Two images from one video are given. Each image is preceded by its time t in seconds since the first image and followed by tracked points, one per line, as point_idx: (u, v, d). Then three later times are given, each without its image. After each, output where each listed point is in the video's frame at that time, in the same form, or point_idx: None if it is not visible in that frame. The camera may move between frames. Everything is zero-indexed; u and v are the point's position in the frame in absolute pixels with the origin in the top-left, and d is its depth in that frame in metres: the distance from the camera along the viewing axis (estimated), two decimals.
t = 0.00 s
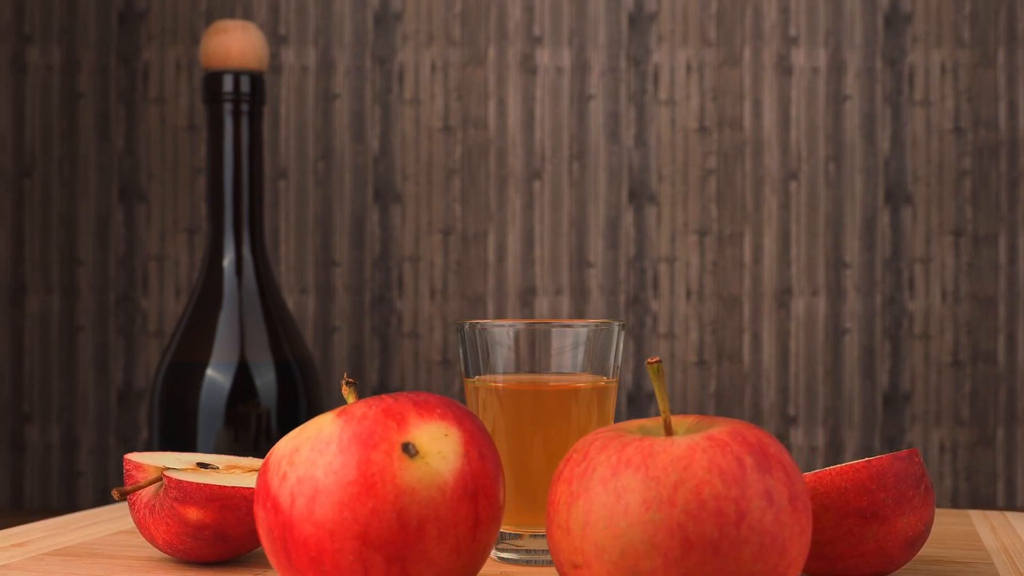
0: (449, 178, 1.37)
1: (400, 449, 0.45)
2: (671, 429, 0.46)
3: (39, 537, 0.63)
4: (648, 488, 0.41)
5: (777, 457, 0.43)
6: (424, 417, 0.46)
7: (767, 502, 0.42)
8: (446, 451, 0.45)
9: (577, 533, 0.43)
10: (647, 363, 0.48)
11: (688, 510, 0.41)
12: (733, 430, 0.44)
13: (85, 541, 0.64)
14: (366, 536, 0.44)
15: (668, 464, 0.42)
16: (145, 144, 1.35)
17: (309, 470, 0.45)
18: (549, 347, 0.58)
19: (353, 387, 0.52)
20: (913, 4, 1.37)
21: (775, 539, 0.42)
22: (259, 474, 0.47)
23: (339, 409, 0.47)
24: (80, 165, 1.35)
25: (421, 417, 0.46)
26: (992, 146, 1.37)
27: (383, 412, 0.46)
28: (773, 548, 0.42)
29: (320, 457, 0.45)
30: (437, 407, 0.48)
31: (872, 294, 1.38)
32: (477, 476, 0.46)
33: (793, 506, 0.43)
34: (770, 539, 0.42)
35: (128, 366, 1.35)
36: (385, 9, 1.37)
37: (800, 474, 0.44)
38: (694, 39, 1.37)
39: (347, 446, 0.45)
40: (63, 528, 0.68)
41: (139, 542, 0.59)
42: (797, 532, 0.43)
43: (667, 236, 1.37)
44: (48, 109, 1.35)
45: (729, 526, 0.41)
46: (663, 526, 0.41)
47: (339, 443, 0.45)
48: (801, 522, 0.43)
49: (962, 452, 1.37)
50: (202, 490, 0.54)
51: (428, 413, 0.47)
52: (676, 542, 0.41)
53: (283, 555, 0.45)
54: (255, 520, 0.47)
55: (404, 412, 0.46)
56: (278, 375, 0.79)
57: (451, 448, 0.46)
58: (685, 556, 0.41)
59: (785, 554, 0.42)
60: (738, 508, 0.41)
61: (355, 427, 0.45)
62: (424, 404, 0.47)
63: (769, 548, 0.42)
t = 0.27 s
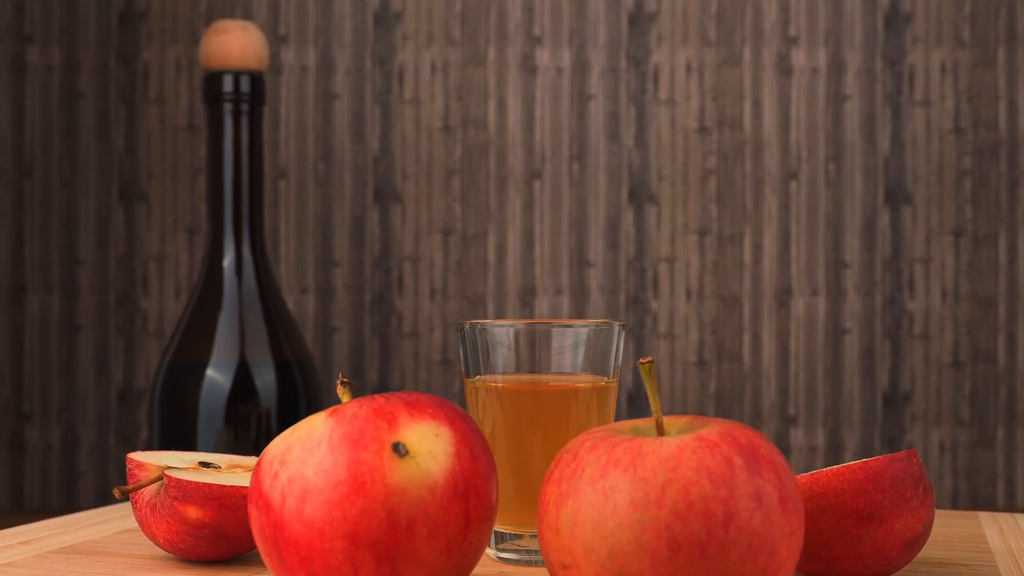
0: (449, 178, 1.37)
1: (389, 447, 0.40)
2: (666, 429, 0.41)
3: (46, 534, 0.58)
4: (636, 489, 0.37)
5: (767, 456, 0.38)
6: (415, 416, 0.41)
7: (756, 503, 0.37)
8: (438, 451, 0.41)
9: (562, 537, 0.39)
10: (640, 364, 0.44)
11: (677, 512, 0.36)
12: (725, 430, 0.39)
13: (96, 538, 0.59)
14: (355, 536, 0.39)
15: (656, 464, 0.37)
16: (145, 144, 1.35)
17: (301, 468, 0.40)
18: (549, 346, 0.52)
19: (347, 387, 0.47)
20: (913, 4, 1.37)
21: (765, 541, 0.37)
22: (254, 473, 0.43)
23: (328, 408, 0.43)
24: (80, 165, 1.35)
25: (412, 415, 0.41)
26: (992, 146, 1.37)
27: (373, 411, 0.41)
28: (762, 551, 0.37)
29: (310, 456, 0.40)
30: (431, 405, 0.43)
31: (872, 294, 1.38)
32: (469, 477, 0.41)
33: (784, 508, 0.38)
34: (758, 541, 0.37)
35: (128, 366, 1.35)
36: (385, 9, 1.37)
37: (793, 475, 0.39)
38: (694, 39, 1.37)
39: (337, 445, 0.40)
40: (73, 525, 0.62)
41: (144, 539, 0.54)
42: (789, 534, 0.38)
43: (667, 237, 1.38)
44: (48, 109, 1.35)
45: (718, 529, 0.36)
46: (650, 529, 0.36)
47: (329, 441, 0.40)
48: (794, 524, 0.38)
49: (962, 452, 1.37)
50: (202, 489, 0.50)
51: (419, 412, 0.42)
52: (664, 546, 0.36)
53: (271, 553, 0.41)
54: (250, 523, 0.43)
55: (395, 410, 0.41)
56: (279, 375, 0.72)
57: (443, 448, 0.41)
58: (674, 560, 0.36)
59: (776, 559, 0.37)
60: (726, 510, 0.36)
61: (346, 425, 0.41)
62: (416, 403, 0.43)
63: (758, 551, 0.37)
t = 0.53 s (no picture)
0: (449, 178, 1.37)
1: (379, 447, 0.40)
2: (656, 429, 0.41)
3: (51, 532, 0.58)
4: (623, 489, 0.36)
5: (757, 457, 0.38)
6: (406, 417, 0.41)
7: (745, 504, 0.36)
8: (429, 451, 0.40)
9: (550, 536, 0.38)
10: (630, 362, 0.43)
11: (664, 512, 0.36)
12: (713, 431, 0.39)
13: (102, 536, 0.58)
14: (345, 535, 0.39)
15: (644, 464, 0.37)
16: (145, 144, 1.35)
17: (292, 468, 0.40)
18: (549, 347, 0.51)
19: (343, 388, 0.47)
20: (913, 4, 1.37)
21: (754, 542, 0.37)
22: (247, 472, 0.43)
23: (321, 409, 0.42)
24: (80, 165, 1.35)
25: (402, 415, 0.41)
26: (992, 146, 1.37)
27: (365, 411, 0.41)
28: (751, 552, 0.37)
29: (300, 456, 0.40)
30: (423, 406, 0.43)
31: (872, 294, 1.38)
32: (460, 477, 0.41)
33: (774, 508, 0.37)
34: (747, 542, 0.36)
35: (128, 366, 1.35)
36: (385, 9, 1.37)
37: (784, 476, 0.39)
38: (694, 39, 1.37)
39: (328, 445, 0.40)
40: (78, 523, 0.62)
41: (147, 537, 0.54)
42: (778, 534, 0.37)
43: (667, 236, 1.37)
44: (48, 109, 1.35)
45: (706, 529, 0.36)
46: (638, 528, 0.36)
47: (320, 441, 0.40)
48: (782, 525, 0.38)
49: (962, 452, 1.37)
50: (201, 488, 0.50)
51: (410, 413, 0.42)
52: (652, 545, 0.36)
53: (265, 552, 0.41)
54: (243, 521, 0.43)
55: (387, 410, 0.41)
56: (279, 375, 0.72)
57: (434, 448, 0.41)
58: (662, 561, 0.36)
59: (766, 560, 0.37)
60: (715, 510, 0.36)
61: (337, 426, 0.41)
62: (408, 404, 0.42)
63: (747, 551, 0.36)
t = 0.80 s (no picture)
0: (449, 178, 1.37)
1: (369, 447, 0.40)
2: (648, 430, 0.41)
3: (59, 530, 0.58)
4: (611, 489, 0.36)
5: (747, 457, 0.38)
6: (397, 416, 0.41)
7: (733, 505, 0.36)
8: (420, 451, 0.40)
9: (540, 536, 0.38)
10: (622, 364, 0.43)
11: (652, 512, 0.36)
12: (704, 431, 0.38)
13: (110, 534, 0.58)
14: (334, 534, 0.39)
15: (632, 464, 0.37)
16: (145, 144, 1.35)
17: (283, 468, 0.40)
18: (548, 347, 0.51)
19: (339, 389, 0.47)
20: (913, 4, 1.37)
21: (742, 543, 0.36)
22: (242, 472, 0.43)
23: (314, 409, 0.42)
24: (80, 165, 1.35)
25: (393, 415, 0.41)
26: (992, 146, 1.37)
27: (356, 411, 0.41)
28: (740, 553, 0.36)
29: (292, 456, 0.40)
30: (415, 406, 0.42)
31: (872, 294, 1.38)
32: (452, 477, 0.41)
33: (764, 508, 0.37)
34: (735, 543, 0.36)
35: (128, 366, 1.35)
36: (385, 9, 1.37)
37: (776, 476, 0.38)
38: (694, 39, 1.37)
39: (319, 445, 0.40)
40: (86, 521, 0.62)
41: (151, 535, 0.54)
42: (767, 535, 0.37)
43: (667, 236, 1.37)
44: (48, 109, 1.35)
45: (693, 529, 0.36)
46: (625, 528, 0.36)
47: (311, 440, 0.40)
48: (773, 527, 0.37)
49: (962, 452, 1.37)
50: (201, 487, 0.50)
51: (401, 413, 0.41)
52: (639, 546, 0.36)
53: (257, 550, 0.41)
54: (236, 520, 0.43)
55: (378, 410, 0.41)
56: (279, 375, 0.72)
57: (425, 447, 0.40)
58: (650, 562, 0.36)
59: (755, 561, 0.37)
60: (702, 511, 0.36)
61: (328, 425, 0.40)
62: (400, 403, 0.42)
63: (736, 552, 0.36)
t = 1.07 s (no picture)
0: (449, 178, 1.37)
1: (358, 446, 0.37)
2: (641, 430, 0.38)
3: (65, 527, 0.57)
4: (597, 488, 0.33)
5: (737, 457, 0.35)
6: (388, 415, 0.39)
7: (721, 505, 0.33)
8: (412, 451, 0.38)
9: (524, 538, 0.35)
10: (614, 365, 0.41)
11: (638, 513, 0.33)
12: (694, 430, 0.36)
13: (117, 531, 0.58)
14: (324, 534, 0.37)
15: (617, 463, 0.34)
16: (145, 144, 1.35)
17: (273, 467, 0.38)
18: (549, 347, 0.51)
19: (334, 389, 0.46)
20: (913, 4, 1.38)
21: (731, 545, 0.33)
22: (235, 472, 0.41)
23: (305, 408, 0.40)
24: (80, 165, 1.35)
25: (384, 414, 0.39)
26: (992, 146, 1.37)
27: (346, 410, 0.39)
28: (728, 556, 0.33)
29: (282, 454, 0.38)
30: (408, 405, 0.40)
31: (872, 294, 1.38)
32: (443, 477, 0.38)
33: (754, 510, 0.34)
34: (723, 544, 0.33)
35: (129, 366, 1.35)
36: (385, 9, 1.37)
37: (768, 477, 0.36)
38: (694, 39, 1.37)
39: (309, 443, 0.38)
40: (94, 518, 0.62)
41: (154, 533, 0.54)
42: (757, 536, 0.34)
43: (667, 236, 1.37)
44: (48, 109, 1.35)
45: (681, 531, 0.33)
46: (610, 529, 0.33)
47: (301, 438, 0.38)
48: (764, 529, 0.34)
49: (961, 452, 1.37)
50: (201, 486, 0.49)
51: (393, 412, 0.39)
52: (625, 548, 0.33)
53: (249, 550, 0.39)
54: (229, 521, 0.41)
55: (370, 408, 0.39)
56: (279, 375, 0.72)
57: (416, 447, 0.38)
58: (635, 565, 0.33)
59: (744, 564, 0.34)
60: (690, 512, 0.33)
61: (318, 424, 0.38)
62: (392, 403, 0.40)
63: (724, 555, 0.33)
